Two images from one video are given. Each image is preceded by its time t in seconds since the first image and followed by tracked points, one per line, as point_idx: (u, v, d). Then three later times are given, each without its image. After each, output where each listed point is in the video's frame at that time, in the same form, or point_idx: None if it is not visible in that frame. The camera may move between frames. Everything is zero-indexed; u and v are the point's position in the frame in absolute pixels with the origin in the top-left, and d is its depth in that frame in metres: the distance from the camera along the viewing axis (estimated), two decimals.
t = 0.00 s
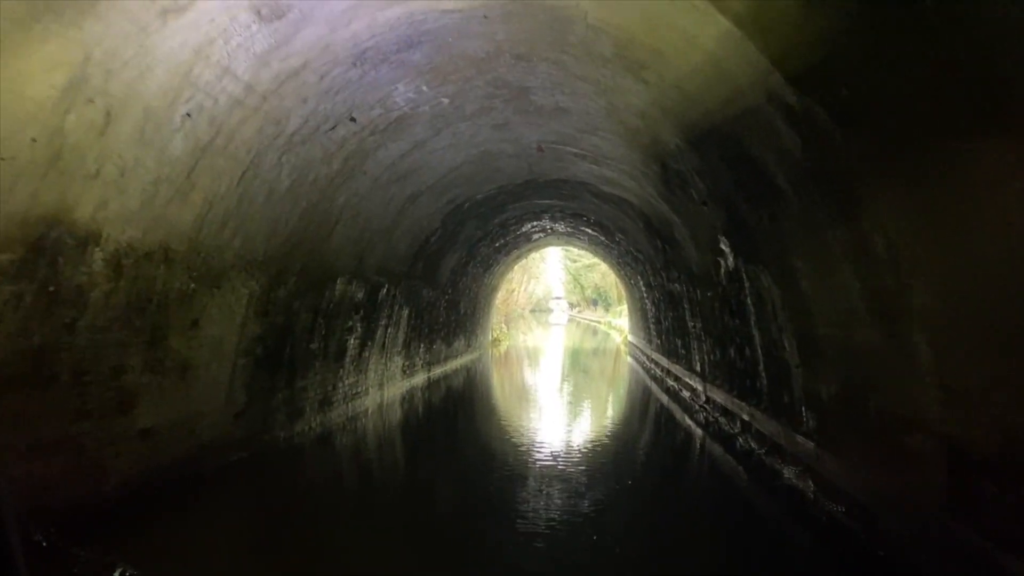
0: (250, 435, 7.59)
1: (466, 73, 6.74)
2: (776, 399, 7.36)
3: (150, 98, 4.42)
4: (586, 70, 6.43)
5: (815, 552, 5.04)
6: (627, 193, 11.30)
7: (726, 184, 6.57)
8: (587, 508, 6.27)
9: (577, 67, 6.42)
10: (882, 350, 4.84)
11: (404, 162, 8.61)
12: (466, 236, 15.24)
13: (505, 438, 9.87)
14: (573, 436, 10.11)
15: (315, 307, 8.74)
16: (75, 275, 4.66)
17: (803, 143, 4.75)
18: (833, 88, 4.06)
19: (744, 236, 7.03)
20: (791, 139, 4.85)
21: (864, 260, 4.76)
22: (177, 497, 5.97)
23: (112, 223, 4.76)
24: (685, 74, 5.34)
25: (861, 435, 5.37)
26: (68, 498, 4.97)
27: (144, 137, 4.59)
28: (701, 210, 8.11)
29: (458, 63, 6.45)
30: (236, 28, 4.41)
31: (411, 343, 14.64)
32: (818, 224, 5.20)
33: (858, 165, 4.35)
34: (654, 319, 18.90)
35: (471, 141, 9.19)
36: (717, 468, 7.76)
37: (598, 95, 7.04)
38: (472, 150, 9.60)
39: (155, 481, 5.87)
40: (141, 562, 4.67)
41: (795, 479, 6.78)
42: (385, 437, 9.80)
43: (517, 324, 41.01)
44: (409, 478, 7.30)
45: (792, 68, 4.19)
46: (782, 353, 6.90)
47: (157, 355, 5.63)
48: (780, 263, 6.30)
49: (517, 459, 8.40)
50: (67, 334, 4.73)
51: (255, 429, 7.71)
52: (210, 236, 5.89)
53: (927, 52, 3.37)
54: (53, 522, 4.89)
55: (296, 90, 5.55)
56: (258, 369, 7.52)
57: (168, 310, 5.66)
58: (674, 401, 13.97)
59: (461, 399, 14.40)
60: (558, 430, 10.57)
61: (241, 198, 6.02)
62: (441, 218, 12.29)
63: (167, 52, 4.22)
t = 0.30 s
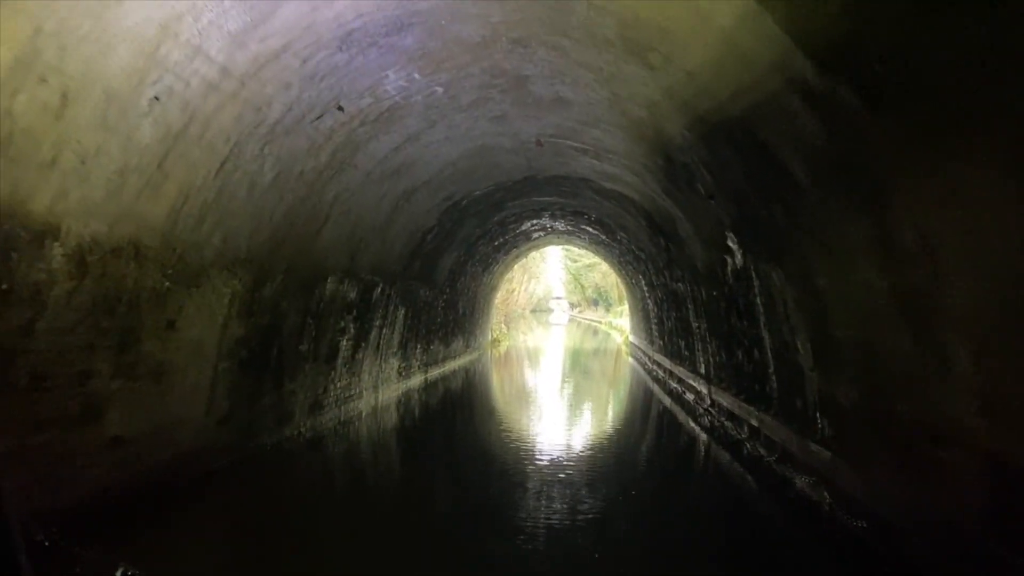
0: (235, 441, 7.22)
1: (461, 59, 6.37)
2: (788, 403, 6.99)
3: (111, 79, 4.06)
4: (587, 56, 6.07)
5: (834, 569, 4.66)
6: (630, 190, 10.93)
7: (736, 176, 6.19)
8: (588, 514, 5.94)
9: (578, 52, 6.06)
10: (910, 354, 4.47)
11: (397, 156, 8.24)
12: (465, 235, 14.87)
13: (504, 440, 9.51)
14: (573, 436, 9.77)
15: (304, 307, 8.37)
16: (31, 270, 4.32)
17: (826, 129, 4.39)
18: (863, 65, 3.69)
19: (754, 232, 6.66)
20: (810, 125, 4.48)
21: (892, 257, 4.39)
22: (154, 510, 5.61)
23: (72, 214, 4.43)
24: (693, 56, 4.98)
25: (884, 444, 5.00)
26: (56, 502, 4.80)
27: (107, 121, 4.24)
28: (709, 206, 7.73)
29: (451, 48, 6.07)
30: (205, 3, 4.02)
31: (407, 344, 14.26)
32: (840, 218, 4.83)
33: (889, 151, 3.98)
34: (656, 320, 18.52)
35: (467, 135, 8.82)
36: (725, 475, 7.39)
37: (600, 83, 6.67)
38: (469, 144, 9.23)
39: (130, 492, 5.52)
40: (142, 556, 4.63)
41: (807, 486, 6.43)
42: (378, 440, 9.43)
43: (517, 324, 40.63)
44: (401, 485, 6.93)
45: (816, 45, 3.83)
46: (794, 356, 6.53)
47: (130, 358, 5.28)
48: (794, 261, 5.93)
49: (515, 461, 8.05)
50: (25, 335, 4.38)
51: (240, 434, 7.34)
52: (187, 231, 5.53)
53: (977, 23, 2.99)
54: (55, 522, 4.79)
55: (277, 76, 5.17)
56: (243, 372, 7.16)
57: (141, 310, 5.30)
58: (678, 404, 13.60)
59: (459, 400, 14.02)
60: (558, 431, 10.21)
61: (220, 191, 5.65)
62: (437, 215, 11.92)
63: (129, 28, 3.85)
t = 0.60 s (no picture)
0: (219, 447, 6.87)
1: (454, 44, 5.99)
2: (799, 407, 6.62)
3: (66, 56, 3.70)
4: (587, 39, 5.70)
5: None
6: (632, 185, 10.55)
7: (747, 167, 5.82)
8: (589, 520, 5.62)
9: (578, 35, 5.67)
10: (942, 357, 4.09)
11: (389, 149, 7.85)
12: (462, 233, 14.50)
13: (501, 441, 9.16)
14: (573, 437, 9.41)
15: (292, 306, 8.01)
16: None
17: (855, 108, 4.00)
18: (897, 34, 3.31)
19: (764, 225, 6.29)
20: (837, 103, 4.09)
21: (922, 251, 4.02)
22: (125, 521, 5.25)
23: (26, 206, 4.08)
24: (702, 35, 4.60)
25: (910, 454, 4.62)
26: (55, 500, 4.75)
27: (63, 104, 3.88)
28: (716, 200, 7.35)
29: (444, 31, 5.69)
30: None
31: (403, 344, 13.89)
32: (865, 208, 4.45)
33: (925, 133, 3.60)
34: (658, 320, 18.15)
35: (462, 127, 8.45)
36: (733, 481, 7.03)
37: (601, 69, 6.29)
38: (464, 136, 8.86)
39: (99, 503, 5.17)
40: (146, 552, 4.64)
41: (821, 495, 6.07)
42: (370, 443, 9.06)
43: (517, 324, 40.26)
44: (393, 488, 6.60)
45: (848, 12, 3.44)
46: (808, 357, 6.15)
47: (96, 361, 4.93)
48: (810, 256, 5.55)
49: (512, 463, 7.70)
50: None
51: (223, 440, 6.98)
52: (158, 224, 5.18)
53: None
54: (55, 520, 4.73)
55: (254, 59, 4.77)
56: (226, 375, 6.80)
57: (108, 309, 4.96)
58: (681, 406, 13.23)
59: (456, 401, 13.65)
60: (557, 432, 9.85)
61: (195, 182, 5.29)
62: (433, 212, 11.54)
63: None
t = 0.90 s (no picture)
0: (200, 454, 6.52)
1: (446, 27, 5.63)
2: (813, 413, 6.26)
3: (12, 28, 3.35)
4: (588, 20, 5.33)
5: None
6: (634, 181, 10.18)
7: (759, 156, 5.46)
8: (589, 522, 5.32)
9: (579, 17, 5.31)
10: (984, 360, 3.73)
11: (380, 142, 7.48)
12: (460, 231, 14.13)
13: (499, 443, 8.81)
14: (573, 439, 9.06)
15: (278, 305, 7.65)
16: None
17: (885, 89, 3.64)
18: None
19: (776, 220, 5.93)
20: (865, 83, 3.74)
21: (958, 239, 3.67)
22: (92, 536, 4.88)
23: None
24: (713, 12, 4.24)
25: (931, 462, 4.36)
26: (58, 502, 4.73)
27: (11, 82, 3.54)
28: (724, 196, 6.98)
29: (435, 12, 5.32)
30: None
31: (398, 345, 13.52)
32: (895, 199, 4.09)
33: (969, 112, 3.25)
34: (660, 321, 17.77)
35: (458, 120, 8.09)
36: (740, 487, 6.69)
37: (603, 55, 5.93)
38: (459, 130, 8.49)
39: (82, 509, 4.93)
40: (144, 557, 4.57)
41: (836, 505, 5.71)
42: (362, 448, 8.71)
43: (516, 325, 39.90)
44: (385, 490, 6.28)
45: None
46: (823, 360, 5.79)
47: (57, 366, 4.59)
48: (828, 251, 5.19)
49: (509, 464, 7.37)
50: None
51: (206, 446, 6.63)
52: (127, 218, 4.82)
53: None
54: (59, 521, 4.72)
55: (231, 40, 4.41)
56: (208, 377, 6.45)
57: (70, 310, 4.61)
58: (684, 409, 12.85)
59: (453, 403, 13.29)
60: (557, 433, 9.51)
61: (169, 173, 4.93)
62: (429, 209, 11.17)
63: None
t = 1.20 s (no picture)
0: (181, 461, 6.18)
1: (437, 8, 5.26)
2: (828, 418, 5.89)
3: None
4: None
5: None
6: (636, 176, 9.80)
7: (774, 143, 5.09)
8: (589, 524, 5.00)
9: None
10: None
11: (370, 133, 7.12)
12: (457, 229, 13.76)
13: (496, 444, 8.45)
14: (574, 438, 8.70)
15: (264, 304, 7.28)
16: None
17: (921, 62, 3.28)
18: None
19: (791, 213, 5.56)
20: (899, 57, 3.37)
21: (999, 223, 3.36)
22: (89, 535, 4.74)
23: None
24: None
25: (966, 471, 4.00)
26: (52, 501, 4.64)
27: None
28: (732, 189, 6.61)
29: None
30: None
31: (393, 345, 13.16)
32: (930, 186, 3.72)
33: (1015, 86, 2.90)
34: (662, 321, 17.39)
35: (452, 111, 7.72)
36: (748, 489, 6.36)
37: (605, 38, 5.56)
38: (454, 122, 8.12)
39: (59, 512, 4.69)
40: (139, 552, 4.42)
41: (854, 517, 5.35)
42: (353, 453, 8.35)
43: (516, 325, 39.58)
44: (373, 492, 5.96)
45: None
46: (841, 363, 5.42)
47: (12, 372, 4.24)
48: (847, 243, 4.83)
49: (506, 466, 7.02)
50: None
51: (186, 455, 6.26)
52: (92, 210, 4.48)
53: None
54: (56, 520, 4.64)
55: (200, 17, 4.00)
56: (186, 380, 6.10)
57: (26, 311, 4.26)
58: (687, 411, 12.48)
59: (450, 405, 12.92)
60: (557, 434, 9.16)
61: (140, 163, 4.59)
62: (423, 206, 10.81)
63: None
